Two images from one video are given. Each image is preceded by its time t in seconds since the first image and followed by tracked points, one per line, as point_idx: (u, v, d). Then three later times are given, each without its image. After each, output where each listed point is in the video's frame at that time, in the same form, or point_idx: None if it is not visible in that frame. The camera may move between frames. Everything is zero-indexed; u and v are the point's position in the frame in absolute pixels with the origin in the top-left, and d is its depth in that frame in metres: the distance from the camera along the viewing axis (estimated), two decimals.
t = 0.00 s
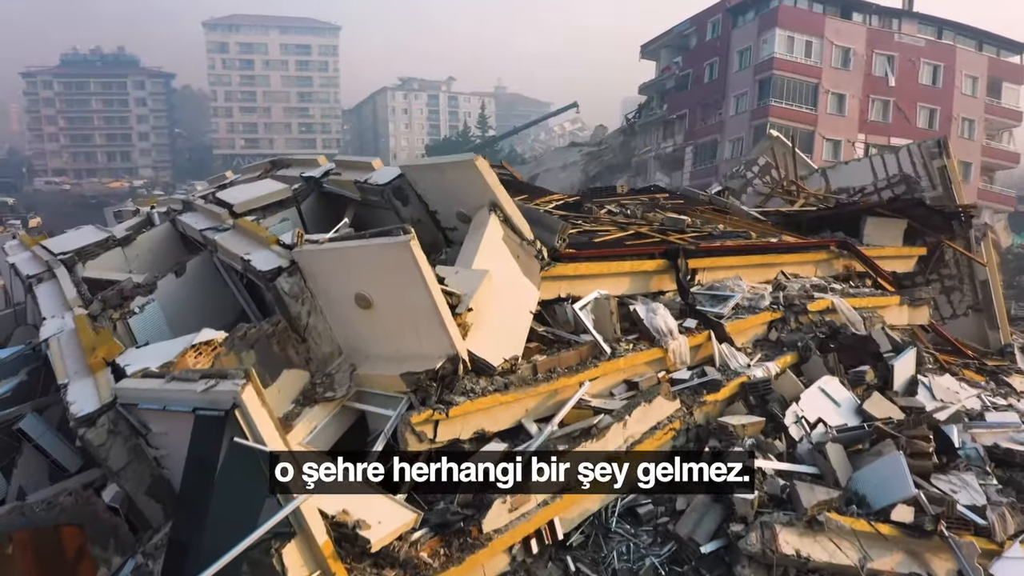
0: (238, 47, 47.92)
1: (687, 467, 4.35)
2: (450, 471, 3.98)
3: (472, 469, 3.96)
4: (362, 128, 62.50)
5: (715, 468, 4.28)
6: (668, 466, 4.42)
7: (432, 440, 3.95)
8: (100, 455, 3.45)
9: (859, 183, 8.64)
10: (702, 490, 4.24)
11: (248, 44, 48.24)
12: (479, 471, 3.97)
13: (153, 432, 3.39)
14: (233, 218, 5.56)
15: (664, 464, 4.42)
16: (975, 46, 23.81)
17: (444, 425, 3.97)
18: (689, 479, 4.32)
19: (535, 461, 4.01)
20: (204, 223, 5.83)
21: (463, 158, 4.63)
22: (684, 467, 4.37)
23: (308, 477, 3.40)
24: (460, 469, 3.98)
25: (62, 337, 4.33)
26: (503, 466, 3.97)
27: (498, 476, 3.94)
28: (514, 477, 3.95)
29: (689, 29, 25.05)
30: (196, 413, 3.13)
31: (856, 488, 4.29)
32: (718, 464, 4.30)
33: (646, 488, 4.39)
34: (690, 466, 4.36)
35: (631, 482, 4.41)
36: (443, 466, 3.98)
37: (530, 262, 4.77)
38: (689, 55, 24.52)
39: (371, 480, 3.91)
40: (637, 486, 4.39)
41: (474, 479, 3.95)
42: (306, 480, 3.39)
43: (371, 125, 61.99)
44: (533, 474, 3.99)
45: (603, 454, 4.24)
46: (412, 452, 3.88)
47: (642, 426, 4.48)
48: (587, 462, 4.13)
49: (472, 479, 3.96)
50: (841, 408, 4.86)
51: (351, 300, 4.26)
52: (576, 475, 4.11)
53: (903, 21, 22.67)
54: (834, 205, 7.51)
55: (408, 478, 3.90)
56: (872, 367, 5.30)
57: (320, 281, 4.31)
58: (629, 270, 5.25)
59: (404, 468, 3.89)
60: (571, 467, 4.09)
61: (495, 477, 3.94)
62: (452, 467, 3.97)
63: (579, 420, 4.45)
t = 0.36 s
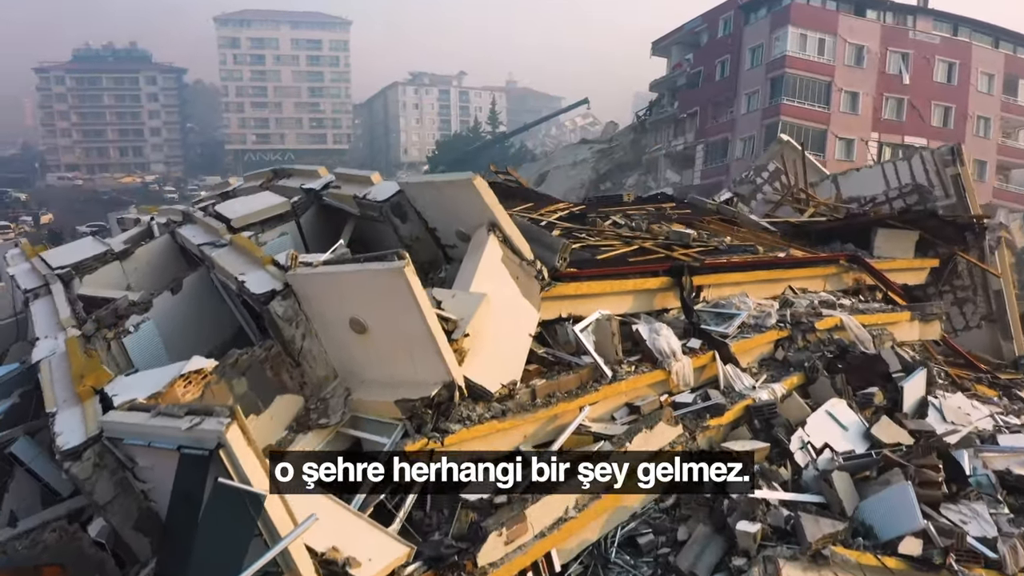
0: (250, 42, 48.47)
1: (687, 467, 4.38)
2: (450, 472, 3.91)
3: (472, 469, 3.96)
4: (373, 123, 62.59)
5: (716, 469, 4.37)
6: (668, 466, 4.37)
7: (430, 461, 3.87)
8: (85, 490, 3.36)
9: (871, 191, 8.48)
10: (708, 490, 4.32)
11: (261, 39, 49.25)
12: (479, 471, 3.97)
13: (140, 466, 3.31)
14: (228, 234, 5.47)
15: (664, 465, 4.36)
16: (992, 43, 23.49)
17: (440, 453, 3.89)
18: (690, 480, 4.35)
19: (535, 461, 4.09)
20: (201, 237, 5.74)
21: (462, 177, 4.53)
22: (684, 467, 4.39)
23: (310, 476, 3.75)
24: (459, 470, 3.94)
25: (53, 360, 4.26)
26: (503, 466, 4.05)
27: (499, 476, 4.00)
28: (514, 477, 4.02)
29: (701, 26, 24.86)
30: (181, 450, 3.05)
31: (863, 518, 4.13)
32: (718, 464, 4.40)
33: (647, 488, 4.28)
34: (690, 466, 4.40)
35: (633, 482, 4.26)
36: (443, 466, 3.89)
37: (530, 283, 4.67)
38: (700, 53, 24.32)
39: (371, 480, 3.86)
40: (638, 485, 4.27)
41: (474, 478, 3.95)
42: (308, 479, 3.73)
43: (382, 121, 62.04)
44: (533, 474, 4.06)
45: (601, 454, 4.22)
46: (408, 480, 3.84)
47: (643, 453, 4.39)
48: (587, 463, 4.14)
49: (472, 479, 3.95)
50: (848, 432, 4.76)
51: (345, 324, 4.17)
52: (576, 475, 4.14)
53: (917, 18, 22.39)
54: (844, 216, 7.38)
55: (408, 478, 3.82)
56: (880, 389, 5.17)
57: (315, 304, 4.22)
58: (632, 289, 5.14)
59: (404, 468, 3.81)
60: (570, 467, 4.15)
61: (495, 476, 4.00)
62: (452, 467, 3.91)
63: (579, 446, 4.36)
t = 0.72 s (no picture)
0: (257, 37, 50.55)
1: (687, 467, 4.38)
2: (450, 471, 3.88)
3: (472, 469, 3.91)
4: (380, 117, 62.61)
5: (716, 469, 4.41)
6: (668, 466, 4.35)
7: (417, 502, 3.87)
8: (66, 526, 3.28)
9: (878, 201, 8.35)
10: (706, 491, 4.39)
11: (267, 33, 51.14)
12: (479, 471, 3.93)
13: (122, 503, 3.24)
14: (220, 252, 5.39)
15: (664, 465, 4.34)
16: (1003, 40, 23.22)
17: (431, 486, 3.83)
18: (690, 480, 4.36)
19: (534, 461, 4.07)
20: (193, 254, 5.66)
21: (455, 197, 4.44)
22: (684, 467, 4.38)
23: (310, 478, 3.93)
24: (460, 470, 3.91)
25: (40, 385, 4.16)
26: (504, 466, 3.99)
27: (499, 476, 3.97)
28: (514, 478, 4.00)
29: (707, 23, 24.68)
30: (161, 492, 2.97)
31: (865, 550, 4.00)
32: (717, 464, 4.44)
33: (647, 488, 4.27)
34: (690, 466, 4.39)
35: (633, 482, 4.25)
36: (444, 466, 3.87)
37: (526, 306, 4.57)
38: (707, 50, 24.13)
39: (371, 480, 3.87)
40: (638, 486, 4.25)
41: (474, 479, 3.91)
42: (307, 481, 3.93)
43: (388, 115, 62.07)
44: (533, 474, 4.06)
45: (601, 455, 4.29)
46: (397, 511, 3.77)
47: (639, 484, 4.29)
48: (587, 462, 4.19)
49: (472, 479, 3.92)
50: (851, 458, 4.65)
51: (335, 350, 4.09)
52: (576, 475, 4.16)
53: (927, 15, 22.13)
54: (850, 227, 7.25)
55: (409, 479, 3.80)
56: (886, 413, 5.05)
57: (304, 329, 4.13)
58: (632, 308, 5.04)
59: (404, 468, 3.82)
60: (570, 467, 4.17)
61: (495, 477, 3.96)
62: (453, 467, 3.88)
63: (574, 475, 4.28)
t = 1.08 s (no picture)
0: (265, 31, 53.05)
1: (686, 467, 4.48)
2: (450, 471, 3.81)
3: (472, 469, 3.87)
4: (388, 112, 62.58)
5: (716, 469, 4.50)
6: (667, 467, 4.45)
7: (409, 532, 3.66)
8: (46, 565, 3.21)
9: (886, 210, 8.19)
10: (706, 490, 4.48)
11: (274, 27, 53.10)
12: (480, 471, 3.91)
13: (100, 544, 3.16)
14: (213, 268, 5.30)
15: (664, 465, 4.44)
16: (1015, 37, 22.92)
17: (422, 516, 3.67)
18: (690, 479, 4.45)
19: (534, 460, 4.10)
20: (188, 269, 5.57)
21: (449, 219, 4.35)
22: (684, 468, 4.47)
23: (310, 477, 3.92)
24: (460, 469, 3.84)
25: (26, 410, 4.08)
26: (504, 466, 4.01)
27: (499, 476, 3.97)
28: (514, 477, 4.01)
29: (715, 20, 24.49)
30: (139, 537, 2.89)
31: None
32: (718, 464, 4.52)
33: (647, 488, 4.29)
34: (690, 467, 4.48)
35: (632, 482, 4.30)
36: (444, 466, 3.78)
37: (521, 330, 4.47)
38: (714, 47, 23.94)
39: (371, 480, 3.84)
40: (639, 486, 4.28)
41: (474, 479, 3.87)
42: (307, 480, 3.91)
43: (396, 110, 62.09)
44: (533, 474, 4.10)
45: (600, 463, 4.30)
46: (387, 545, 3.58)
47: (637, 513, 4.19)
48: (587, 462, 4.22)
49: (471, 479, 3.86)
50: (854, 485, 4.54)
51: (326, 378, 4.01)
52: (576, 475, 4.20)
53: (938, 11, 21.86)
54: (857, 240, 7.12)
55: (408, 478, 3.74)
56: (889, 438, 4.93)
57: (294, 356, 4.06)
58: (631, 329, 4.94)
59: (404, 468, 3.76)
60: (571, 467, 4.20)
61: (495, 476, 3.97)
62: (453, 466, 3.82)
63: (570, 505, 4.16)
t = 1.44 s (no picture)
0: (273, 25, 51.63)
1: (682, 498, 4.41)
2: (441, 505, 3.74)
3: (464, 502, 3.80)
4: (397, 107, 62.53)
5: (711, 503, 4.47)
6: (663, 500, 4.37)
7: (400, 568, 3.49)
8: None
9: (895, 221, 8.02)
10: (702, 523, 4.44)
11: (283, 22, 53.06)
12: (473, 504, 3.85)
13: None
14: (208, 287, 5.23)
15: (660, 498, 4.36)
16: None
17: (414, 551, 3.52)
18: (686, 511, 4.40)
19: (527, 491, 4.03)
20: (182, 286, 5.50)
21: (444, 243, 4.25)
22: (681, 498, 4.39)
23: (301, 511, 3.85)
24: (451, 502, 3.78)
25: (14, 437, 4.02)
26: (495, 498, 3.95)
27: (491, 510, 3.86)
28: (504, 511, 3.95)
29: (725, 16, 24.27)
30: None
31: None
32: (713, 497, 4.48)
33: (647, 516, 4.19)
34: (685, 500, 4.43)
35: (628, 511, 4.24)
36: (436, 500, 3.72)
37: (518, 355, 4.37)
38: (724, 44, 23.72)
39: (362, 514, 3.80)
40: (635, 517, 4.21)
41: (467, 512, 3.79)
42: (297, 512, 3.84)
43: (404, 104, 62.03)
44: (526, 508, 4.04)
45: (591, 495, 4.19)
46: None
47: (634, 546, 3.97)
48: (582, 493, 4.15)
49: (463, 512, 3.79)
50: (859, 515, 4.43)
51: (316, 408, 3.92)
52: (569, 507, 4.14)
53: (951, 8, 21.59)
54: (865, 253, 6.98)
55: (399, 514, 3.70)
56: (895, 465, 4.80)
57: (284, 385, 3.97)
58: (631, 352, 4.84)
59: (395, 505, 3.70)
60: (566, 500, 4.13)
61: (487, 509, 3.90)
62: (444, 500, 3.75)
63: (567, 537, 3.97)
